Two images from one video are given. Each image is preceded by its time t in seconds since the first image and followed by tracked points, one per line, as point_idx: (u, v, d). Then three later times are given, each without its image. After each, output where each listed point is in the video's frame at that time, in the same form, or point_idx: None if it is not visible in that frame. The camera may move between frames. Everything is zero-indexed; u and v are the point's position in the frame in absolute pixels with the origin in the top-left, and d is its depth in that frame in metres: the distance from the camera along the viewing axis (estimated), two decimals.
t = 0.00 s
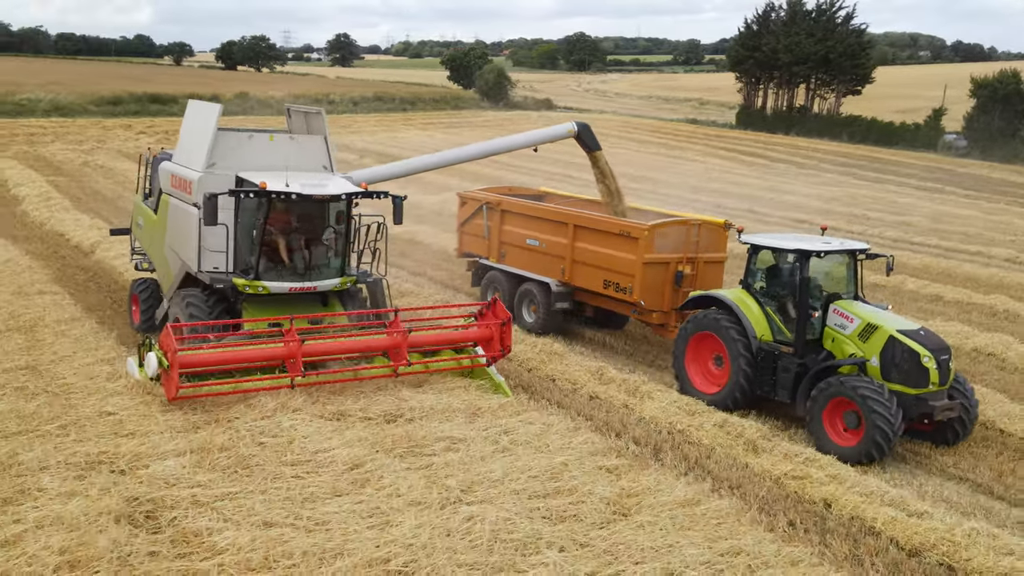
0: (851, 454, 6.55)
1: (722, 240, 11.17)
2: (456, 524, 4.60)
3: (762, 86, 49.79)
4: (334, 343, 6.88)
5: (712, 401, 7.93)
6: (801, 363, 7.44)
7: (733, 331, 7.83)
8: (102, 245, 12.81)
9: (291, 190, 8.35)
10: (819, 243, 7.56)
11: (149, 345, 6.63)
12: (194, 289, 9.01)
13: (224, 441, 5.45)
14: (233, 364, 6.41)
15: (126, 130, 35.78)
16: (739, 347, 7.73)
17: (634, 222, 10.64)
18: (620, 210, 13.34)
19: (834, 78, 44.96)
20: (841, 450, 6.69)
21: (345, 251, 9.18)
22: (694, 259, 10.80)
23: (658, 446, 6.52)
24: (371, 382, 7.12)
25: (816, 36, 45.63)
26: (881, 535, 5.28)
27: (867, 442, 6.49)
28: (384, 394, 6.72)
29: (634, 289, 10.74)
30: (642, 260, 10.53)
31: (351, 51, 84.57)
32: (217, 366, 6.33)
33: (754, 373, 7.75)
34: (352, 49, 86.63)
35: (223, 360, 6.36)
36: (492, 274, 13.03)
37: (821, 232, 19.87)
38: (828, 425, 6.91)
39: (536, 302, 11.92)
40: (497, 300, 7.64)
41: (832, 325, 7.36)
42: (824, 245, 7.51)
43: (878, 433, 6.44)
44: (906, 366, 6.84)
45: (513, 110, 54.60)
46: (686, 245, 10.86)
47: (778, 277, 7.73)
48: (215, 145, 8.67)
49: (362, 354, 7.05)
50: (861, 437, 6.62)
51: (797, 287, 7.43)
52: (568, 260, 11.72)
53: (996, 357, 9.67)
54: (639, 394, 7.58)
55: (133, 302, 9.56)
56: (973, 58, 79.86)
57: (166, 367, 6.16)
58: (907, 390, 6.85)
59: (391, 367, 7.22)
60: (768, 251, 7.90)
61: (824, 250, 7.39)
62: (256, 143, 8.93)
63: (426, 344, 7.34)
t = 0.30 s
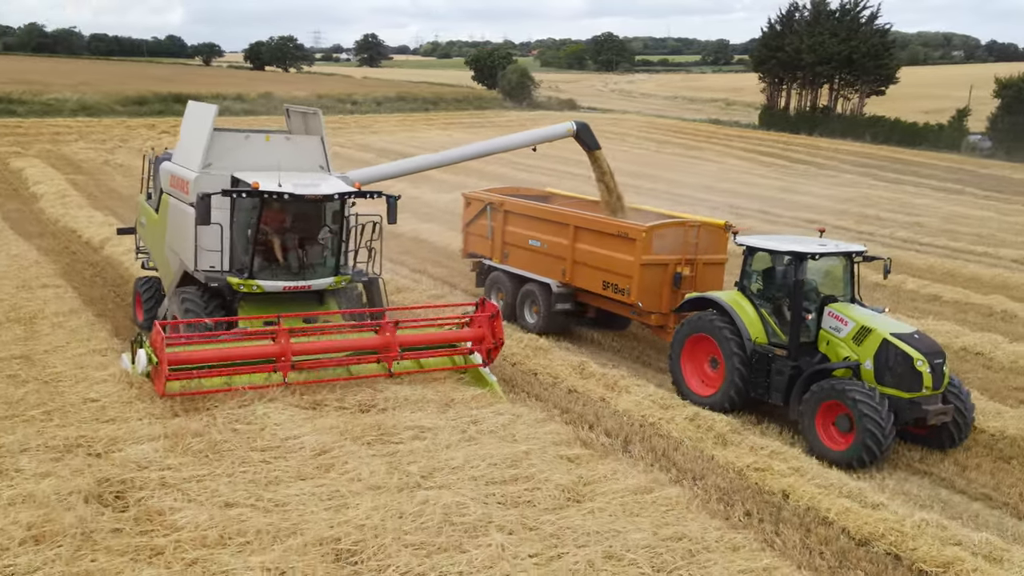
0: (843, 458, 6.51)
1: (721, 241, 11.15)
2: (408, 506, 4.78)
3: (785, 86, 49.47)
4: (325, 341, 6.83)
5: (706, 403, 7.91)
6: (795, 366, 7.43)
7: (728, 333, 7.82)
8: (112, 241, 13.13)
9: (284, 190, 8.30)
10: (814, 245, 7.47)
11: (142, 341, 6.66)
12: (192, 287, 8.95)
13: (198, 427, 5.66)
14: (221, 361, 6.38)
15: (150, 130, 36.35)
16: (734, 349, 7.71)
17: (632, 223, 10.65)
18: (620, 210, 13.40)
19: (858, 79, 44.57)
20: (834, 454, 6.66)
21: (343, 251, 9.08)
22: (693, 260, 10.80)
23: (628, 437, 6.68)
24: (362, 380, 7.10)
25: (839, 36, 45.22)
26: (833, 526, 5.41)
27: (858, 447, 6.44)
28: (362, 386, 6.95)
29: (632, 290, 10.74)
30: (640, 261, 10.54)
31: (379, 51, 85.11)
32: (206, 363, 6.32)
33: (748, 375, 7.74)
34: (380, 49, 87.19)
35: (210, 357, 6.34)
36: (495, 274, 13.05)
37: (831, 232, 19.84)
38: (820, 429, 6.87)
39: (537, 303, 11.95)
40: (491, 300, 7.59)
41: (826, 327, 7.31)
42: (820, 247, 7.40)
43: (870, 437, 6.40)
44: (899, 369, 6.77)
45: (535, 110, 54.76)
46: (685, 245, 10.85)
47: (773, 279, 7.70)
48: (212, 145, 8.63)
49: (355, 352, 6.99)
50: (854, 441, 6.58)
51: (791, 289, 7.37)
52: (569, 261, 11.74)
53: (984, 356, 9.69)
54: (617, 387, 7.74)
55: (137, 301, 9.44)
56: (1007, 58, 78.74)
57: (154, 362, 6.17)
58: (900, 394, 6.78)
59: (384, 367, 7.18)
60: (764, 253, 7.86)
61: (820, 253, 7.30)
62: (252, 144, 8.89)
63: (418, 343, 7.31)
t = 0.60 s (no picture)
0: (835, 463, 6.42)
1: (724, 243, 11.10)
2: (370, 489, 4.97)
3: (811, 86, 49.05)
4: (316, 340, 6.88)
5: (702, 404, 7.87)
6: (790, 369, 7.37)
7: (725, 335, 7.76)
8: (125, 237, 13.47)
9: (279, 189, 8.23)
10: (813, 248, 7.40)
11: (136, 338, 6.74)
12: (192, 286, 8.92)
13: (179, 413, 5.91)
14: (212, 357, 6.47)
15: (178, 130, 36.90)
16: (731, 352, 7.65)
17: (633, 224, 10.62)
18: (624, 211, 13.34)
19: (885, 79, 44.08)
20: (826, 459, 6.57)
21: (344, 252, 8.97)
22: (694, 262, 10.81)
23: (603, 428, 6.83)
24: (356, 377, 7.14)
25: (866, 35, 44.70)
26: (792, 516, 5.52)
27: (850, 450, 6.34)
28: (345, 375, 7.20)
29: (632, 292, 10.72)
30: (640, 263, 10.52)
31: (409, 52, 85.55)
32: (197, 358, 6.41)
33: (744, 377, 7.68)
34: (410, 49, 87.55)
35: (201, 353, 6.44)
36: (501, 275, 13.05)
37: (844, 232, 19.79)
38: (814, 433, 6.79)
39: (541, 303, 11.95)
40: (484, 300, 7.61)
41: (823, 331, 7.20)
42: (820, 250, 7.33)
43: (862, 443, 6.30)
44: (895, 374, 6.60)
45: (561, 111, 54.84)
46: (686, 248, 10.81)
47: (770, 281, 7.61)
48: (211, 145, 8.59)
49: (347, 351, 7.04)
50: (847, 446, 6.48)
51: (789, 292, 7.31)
52: (573, 262, 11.71)
53: (975, 355, 9.71)
54: (600, 382, 7.89)
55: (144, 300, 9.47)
56: None
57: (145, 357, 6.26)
58: (895, 399, 6.59)
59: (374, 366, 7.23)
60: (762, 255, 7.77)
61: (816, 255, 7.23)
62: (251, 144, 8.85)
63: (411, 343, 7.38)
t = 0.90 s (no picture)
0: (829, 466, 6.30)
1: (729, 244, 11.06)
2: (344, 474, 5.16)
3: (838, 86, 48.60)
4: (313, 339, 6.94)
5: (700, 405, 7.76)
6: (789, 371, 7.25)
7: (724, 337, 7.64)
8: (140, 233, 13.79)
9: (279, 189, 8.14)
10: (812, 249, 7.32)
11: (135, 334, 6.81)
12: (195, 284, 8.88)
13: (169, 402, 6.14)
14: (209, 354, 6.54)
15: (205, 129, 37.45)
16: (729, 353, 7.54)
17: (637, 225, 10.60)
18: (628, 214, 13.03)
19: (912, 79, 43.58)
20: (821, 462, 6.45)
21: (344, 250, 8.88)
22: (698, 264, 10.68)
23: (586, 422, 6.98)
24: (353, 376, 7.20)
25: (893, 35, 44.18)
26: (760, 508, 5.64)
27: (844, 455, 6.22)
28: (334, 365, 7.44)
29: (635, 292, 10.69)
30: (644, 263, 10.49)
31: (438, 51, 85.83)
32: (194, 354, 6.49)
33: (742, 379, 7.56)
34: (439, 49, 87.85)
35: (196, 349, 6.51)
36: (508, 275, 12.99)
37: (859, 232, 19.73)
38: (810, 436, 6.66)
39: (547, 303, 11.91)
40: (481, 301, 7.65)
41: (822, 333, 7.08)
42: (819, 251, 7.26)
43: (857, 447, 6.17)
44: (893, 377, 6.51)
45: (585, 111, 54.86)
46: (690, 249, 10.76)
47: (771, 283, 7.50)
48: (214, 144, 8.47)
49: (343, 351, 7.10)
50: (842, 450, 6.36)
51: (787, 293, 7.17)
52: (578, 262, 11.68)
53: (970, 354, 9.74)
54: (589, 377, 8.03)
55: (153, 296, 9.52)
56: None
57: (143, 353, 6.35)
58: (893, 402, 6.50)
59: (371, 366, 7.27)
60: (763, 257, 7.69)
61: (817, 257, 7.19)
62: (254, 144, 8.74)
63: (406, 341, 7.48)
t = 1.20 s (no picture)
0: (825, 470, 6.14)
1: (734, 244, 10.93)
2: (319, 457, 5.38)
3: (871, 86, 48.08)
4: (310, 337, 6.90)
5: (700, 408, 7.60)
6: (787, 373, 7.10)
7: (723, 338, 7.49)
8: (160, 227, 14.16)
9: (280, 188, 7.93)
10: (813, 250, 7.15)
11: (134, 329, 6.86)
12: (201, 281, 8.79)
13: (162, 389, 6.40)
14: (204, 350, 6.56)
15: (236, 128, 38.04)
16: (728, 355, 7.39)
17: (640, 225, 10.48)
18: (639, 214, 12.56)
19: (946, 79, 42.96)
20: (818, 465, 6.29)
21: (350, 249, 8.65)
22: (703, 264, 10.53)
23: (570, 413, 7.14)
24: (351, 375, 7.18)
25: (927, 34, 43.57)
26: (729, 497, 5.76)
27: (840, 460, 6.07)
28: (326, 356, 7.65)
29: (639, 293, 10.57)
30: (648, 263, 10.36)
31: (472, 52, 86.12)
32: (190, 350, 6.52)
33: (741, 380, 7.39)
34: (474, 50, 88.15)
35: (193, 345, 6.54)
36: (517, 275, 12.78)
37: (879, 232, 19.62)
38: (808, 439, 6.50)
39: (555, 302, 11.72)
40: (482, 300, 7.51)
41: (822, 335, 6.92)
42: (819, 252, 7.10)
43: (852, 451, 6.03)
44: (890, 380, 6.37)
45: (616, 111, 54.86)
46: (694, 249, 10.61)
47: (771, 284, 7.32)
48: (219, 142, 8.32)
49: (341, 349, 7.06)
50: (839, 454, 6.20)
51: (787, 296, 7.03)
52: (583, 262, 11.56)
53: (968, 353, 9.73)
54: (579, 370, 8.19)
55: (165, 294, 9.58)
56: None
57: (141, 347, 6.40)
58: (891, 406, 6.35)
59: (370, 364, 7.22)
60: (763, 257, 7.53)
61: (816, 258, 7.02)
62: (259, 142, 8.55)
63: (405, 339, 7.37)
